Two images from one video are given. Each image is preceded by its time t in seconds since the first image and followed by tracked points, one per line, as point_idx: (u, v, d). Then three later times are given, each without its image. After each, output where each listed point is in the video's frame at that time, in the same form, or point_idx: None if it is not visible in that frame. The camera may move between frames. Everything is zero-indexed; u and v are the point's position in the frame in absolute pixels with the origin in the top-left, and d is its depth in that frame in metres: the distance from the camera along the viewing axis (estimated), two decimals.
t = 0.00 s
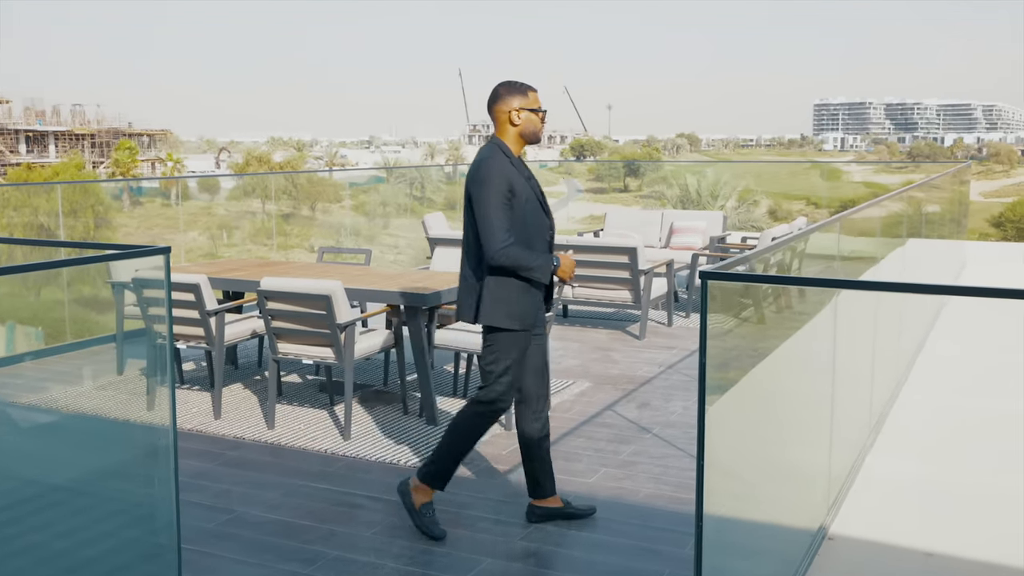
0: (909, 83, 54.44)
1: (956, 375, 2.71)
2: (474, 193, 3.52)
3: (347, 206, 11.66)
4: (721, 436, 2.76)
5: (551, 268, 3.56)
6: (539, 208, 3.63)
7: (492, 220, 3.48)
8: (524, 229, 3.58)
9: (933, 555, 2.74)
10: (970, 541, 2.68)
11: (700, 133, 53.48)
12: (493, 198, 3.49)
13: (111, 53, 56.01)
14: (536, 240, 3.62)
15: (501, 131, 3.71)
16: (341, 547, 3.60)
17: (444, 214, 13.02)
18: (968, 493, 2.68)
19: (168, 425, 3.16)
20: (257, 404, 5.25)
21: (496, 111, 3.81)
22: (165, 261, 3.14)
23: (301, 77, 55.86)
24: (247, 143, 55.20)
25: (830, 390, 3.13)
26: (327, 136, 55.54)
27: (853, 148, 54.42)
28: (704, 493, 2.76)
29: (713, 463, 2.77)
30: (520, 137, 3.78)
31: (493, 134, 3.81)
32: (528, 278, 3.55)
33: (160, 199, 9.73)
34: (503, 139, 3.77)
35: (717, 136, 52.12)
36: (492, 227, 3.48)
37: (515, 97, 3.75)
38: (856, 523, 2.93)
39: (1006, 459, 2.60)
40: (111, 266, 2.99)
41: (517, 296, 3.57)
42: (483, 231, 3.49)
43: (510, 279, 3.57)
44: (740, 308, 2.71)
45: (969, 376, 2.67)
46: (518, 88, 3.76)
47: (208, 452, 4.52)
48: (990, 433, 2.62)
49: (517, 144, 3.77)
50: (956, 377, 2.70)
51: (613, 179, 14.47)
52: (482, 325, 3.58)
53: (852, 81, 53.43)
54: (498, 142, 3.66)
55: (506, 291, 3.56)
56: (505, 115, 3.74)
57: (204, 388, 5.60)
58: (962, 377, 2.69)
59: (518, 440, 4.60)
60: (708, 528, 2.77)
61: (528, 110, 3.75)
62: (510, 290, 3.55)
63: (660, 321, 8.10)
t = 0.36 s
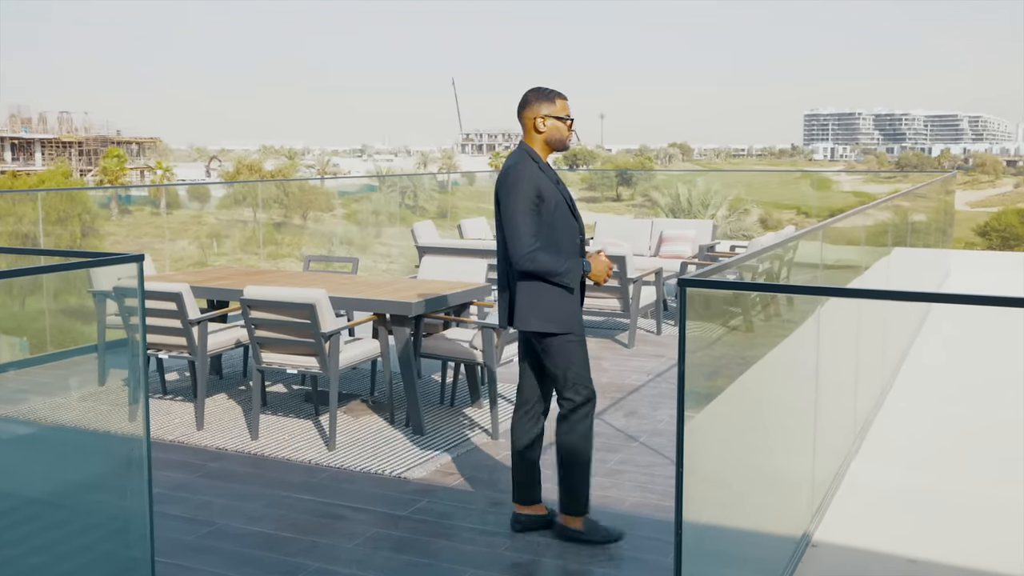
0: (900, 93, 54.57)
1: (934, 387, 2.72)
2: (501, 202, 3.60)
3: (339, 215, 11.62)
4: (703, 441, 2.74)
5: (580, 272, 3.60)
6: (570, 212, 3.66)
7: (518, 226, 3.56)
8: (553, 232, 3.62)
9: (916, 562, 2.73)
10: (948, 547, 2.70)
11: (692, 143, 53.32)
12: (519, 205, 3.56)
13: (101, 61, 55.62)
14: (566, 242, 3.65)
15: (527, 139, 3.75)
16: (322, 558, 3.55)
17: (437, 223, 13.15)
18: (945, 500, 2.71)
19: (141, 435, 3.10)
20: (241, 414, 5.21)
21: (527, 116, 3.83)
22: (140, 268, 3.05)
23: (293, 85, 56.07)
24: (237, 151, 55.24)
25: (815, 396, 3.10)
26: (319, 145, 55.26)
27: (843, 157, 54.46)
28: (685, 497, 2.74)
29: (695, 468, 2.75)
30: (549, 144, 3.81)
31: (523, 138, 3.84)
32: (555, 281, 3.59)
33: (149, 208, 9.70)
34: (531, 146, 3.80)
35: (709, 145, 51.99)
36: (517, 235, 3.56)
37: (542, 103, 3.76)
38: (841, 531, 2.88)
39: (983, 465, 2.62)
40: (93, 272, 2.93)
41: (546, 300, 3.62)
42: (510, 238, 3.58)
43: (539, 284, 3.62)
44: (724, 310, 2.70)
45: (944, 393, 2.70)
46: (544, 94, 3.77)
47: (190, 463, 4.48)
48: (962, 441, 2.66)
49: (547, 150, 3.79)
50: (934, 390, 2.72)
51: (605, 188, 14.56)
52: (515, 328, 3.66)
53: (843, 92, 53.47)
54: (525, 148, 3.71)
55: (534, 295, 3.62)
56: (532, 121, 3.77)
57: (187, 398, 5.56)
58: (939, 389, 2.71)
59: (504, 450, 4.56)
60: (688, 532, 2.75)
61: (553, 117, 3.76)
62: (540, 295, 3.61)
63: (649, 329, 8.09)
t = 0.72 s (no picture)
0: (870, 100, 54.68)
1: (901, 385, 2.71)
2: (495, 213, 3.54)
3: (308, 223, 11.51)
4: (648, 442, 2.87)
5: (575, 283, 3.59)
6: (562, 224, 3.66)
7: (513, 235, 3.49)
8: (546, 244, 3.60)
9: (868, 564, 2.78)
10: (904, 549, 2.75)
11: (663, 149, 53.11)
12: (515, 214, 3.51)
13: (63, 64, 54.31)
14: (558, 255, 3.64)
15: (522, 147, 3.74)
16: (266, 569, 3.46)
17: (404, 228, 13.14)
18: (900, 503, 2.74)
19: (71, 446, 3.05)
20: (192, 423, 5.12)
21: (518, 125, 3.81)
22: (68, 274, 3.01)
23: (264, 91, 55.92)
24: (204, 156, 54.80)
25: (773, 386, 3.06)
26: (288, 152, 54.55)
27: (811, 164, 54.39)
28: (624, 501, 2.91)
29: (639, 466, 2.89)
30: (538, 153, 3.80)
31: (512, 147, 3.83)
32: (551, 290, 3.55)
33: (113, 215, 9.57)
34: (524, 154, 3.78)
35: (680, 151, 51.75)
36: (513, 245, 3.48)
37: (537, 111, 3.75)
38: (797, 533, 2.88)
39: (946, 471, 2.65)
40: (37, 277, 2.94)
41: (541, 310, 3.57)
42: (503, 248, 3.50)
43: (534, 295, 3.58)
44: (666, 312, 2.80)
45: (911, 389, 2.68)
46: (538, 101, 3.77)
47: (135, 476, 4.37)
48: (921, 443, 2.68)
49: (539, 162, 3.78)
50: (900, 388, 2.71)
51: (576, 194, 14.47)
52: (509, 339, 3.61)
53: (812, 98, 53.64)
54: (520, 157, 3.68)
55: (531, 307, 3.58)
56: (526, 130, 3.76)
57: (136, 408, 5.45)
58: (907, 386, 2.69)
59: (461, 457, 4.50)
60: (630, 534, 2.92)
61: (544, 125, 3.75)
62: (535, 307, 3.56)
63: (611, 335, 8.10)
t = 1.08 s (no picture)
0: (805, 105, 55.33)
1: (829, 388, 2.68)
2: (468, 225, 3.59)
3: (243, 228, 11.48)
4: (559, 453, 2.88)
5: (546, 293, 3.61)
6: (538, 230, 3.68)
7: (485, 250, 3.55)
8: (520, 251, 3.64)
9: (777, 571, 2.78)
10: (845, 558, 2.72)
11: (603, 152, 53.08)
12: (486, 226, 3.56)
13: None
14: (534, 260, 3.68)
15: (498, 151, 3.75)
16: None
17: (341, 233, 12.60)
18: (811, 509, 2.75)
19: None
20: (93, 439, 4.93)
21: (496, 126, 3.82)
22: None
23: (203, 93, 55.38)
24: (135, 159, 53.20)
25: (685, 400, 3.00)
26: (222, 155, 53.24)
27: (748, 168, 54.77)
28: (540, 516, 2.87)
29: (547, 474, 2.87)
30: (517, 155, 3.81)
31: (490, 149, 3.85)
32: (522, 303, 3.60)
33: (37, 219, 9.18)
34: (501, 158, 3.80)
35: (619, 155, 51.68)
36: (485, 259, 3.55)
37: (513, 115, 3.75)
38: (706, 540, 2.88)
39: (864, 475, 2.66)
40: None
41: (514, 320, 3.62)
42: (476, 263, 3.56)
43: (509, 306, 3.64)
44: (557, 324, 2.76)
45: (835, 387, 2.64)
46: (511, 102, 3.76)
47: (29, 495, 4.18)
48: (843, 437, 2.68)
49: (518, 164, 3.79)
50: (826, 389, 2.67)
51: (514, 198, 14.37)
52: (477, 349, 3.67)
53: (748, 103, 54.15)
54: (494, 162, 3.70)
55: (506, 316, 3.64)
56: (503, 134, 3.76)
57: (36, 423, 5.25)
58: (827, 389, 2.68)
59: (373, 469, 4.41)
60: (549, 545, 2.91)
61: (520, 128, 3.75)
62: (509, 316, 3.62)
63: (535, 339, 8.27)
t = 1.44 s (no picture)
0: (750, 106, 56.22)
1: (757, 388, 2.66)
2: (424, 223, 3.68)
3: (187, 228, 11.19)
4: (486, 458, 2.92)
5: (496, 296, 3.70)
6: (494, 235, 3.78)
7: (439, 249, 3.64)
8: (473, 256, 3.73)
9: None
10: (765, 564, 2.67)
11: (552, 152, 53.37)
12: (442, 226, 3.64)
13: None
14: (485, 265, 3.77)
15: (462, 151, 3.86)
16: None
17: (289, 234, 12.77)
18: (735, 510, 2.72)
19: None
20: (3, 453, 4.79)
21: (463, 125, 3.93)
22: None
23: (149, 94, 54.54)
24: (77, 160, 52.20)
25: (602, 406, 3.03)
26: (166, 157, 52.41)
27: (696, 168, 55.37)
28: (459, 518, 2.92)
29: (472, 479, 2.92)
30: (482, 156, 3.93)
31: (455, 148, 3.95)
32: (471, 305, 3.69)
33: None
34: (464, 157, 3.90)
35: (569, 155, 51.96)
36: (438, 259, 3.63)
37: (482, 115, 3.88)
38: (623, 547, 2.85)
39: (790, 473, 2.65)
40: None
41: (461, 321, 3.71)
42: (430, 260, 3.64)
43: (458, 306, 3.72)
44: (485, 328, 2.80)
45: (772, 387, 2.64)
46: (478, 107, 3.89)
47: None
48: (773, 437, 2.66)
49: (480, 167, 3.91)
50: (758, 390, 2.65)
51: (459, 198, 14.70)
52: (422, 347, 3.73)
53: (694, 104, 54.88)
54: (457, 162, 3.81)
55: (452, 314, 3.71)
56: (469, 134, 3.89)
57: None
58: (755, 389, 2.66)
59: (295, 479, 4.35)
60: (468, 553, 2.94)
61: (491, 129, 3.88)
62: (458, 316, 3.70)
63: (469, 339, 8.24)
